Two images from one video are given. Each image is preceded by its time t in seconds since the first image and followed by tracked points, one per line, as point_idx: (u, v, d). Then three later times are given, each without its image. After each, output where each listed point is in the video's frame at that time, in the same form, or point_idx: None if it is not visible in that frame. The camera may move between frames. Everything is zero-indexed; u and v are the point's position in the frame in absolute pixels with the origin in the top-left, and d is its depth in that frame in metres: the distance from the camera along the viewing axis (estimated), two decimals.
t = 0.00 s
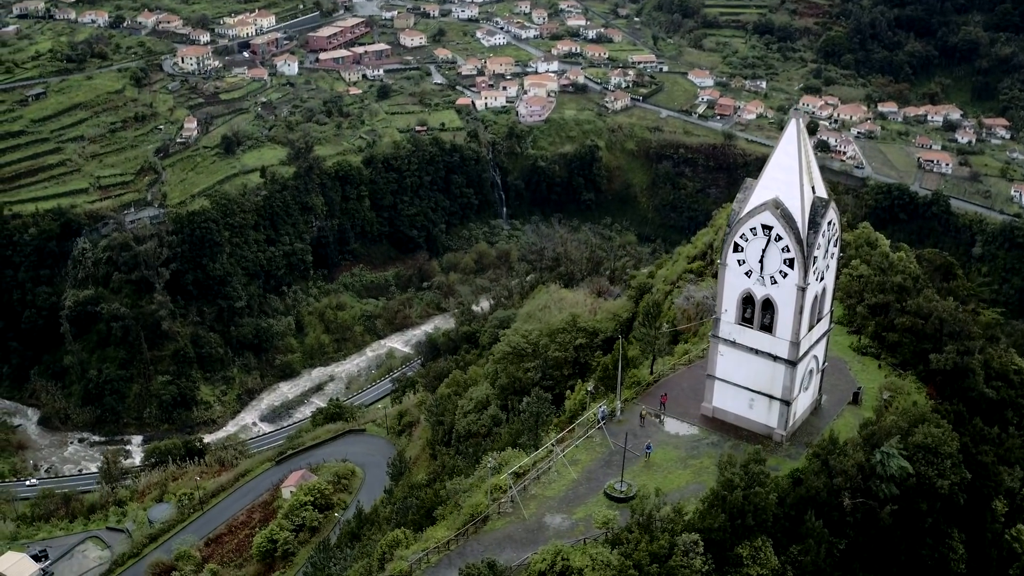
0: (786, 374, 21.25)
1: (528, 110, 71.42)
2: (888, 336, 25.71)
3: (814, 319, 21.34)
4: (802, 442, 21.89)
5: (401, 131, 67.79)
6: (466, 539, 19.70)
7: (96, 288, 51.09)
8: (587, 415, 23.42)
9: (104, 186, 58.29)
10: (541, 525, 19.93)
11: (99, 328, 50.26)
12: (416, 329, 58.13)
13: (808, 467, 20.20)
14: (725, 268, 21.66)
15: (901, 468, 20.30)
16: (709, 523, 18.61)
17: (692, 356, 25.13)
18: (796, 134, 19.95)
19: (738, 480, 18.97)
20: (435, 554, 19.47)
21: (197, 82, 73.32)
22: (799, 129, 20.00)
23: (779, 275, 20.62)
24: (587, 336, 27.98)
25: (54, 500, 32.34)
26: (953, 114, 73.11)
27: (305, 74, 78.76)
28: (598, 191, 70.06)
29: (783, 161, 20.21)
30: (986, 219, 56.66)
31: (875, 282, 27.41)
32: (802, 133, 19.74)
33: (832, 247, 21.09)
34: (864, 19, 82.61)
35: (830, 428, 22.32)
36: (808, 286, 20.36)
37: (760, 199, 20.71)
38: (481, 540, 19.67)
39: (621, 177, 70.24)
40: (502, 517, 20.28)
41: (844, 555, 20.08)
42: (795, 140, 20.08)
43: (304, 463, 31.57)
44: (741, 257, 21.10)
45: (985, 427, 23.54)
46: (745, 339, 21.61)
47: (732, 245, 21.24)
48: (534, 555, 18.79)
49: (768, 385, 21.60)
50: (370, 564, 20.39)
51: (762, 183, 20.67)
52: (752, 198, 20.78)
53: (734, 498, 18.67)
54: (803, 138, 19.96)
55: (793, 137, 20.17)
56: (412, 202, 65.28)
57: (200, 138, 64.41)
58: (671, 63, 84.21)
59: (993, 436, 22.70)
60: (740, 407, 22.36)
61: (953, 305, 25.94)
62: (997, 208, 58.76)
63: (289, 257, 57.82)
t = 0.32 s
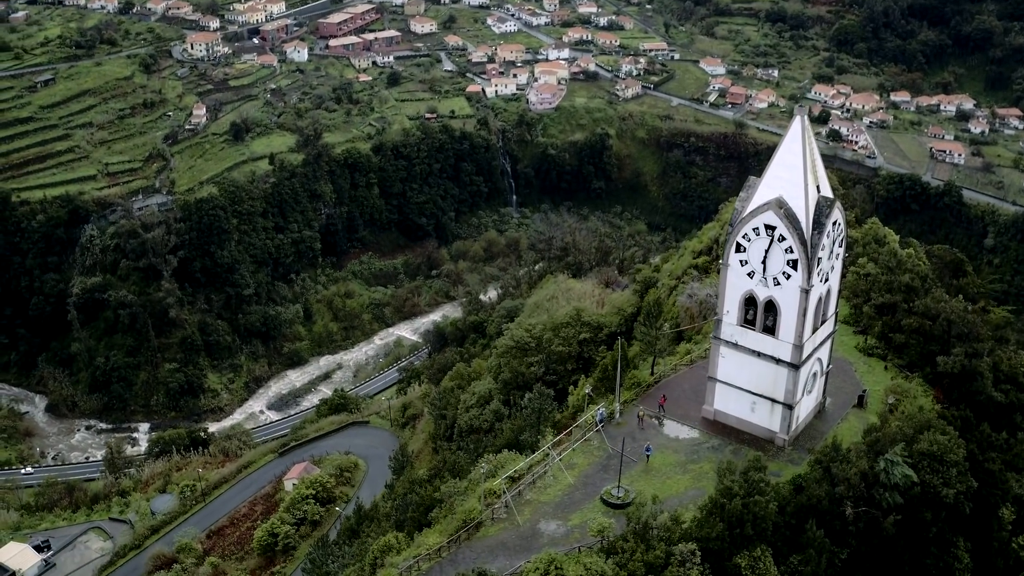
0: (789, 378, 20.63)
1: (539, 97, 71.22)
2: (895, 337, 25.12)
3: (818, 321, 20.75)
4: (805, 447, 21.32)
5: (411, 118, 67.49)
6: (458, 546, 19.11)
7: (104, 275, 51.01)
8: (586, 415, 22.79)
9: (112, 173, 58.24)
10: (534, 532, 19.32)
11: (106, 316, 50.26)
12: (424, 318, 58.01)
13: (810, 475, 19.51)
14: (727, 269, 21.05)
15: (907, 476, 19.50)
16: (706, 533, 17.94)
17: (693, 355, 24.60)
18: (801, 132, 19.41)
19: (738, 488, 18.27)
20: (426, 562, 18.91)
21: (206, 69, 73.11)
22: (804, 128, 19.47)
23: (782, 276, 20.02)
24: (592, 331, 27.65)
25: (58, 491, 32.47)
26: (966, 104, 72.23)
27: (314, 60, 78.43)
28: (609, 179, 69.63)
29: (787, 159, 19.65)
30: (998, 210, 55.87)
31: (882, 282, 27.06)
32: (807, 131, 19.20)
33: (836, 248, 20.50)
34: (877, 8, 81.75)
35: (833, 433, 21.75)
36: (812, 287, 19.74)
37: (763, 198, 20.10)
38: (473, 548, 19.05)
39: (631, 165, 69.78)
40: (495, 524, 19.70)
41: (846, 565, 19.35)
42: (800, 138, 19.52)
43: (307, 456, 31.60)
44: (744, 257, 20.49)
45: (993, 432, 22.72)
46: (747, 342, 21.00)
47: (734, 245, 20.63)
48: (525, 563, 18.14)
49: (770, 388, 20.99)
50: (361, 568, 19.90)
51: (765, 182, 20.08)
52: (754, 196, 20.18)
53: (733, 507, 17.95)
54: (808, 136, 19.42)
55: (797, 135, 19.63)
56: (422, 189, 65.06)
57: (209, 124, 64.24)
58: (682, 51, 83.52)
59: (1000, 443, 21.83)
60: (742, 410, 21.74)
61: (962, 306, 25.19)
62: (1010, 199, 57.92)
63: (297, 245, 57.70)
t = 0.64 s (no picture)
0: (792, 382, 20.34)
1: (549, 85, 70.56)
2: (902, 339, 24.78)
3: (822, 323, 20.41)
4: (808, 451, 21.06)
5: (420, 106, 67.20)
6: (450, 553, 18.63)
7: (112, 263, 50.92)
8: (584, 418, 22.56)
9: (120, 160, 58.22)
10: (529, 538, 18.93)
11: (113, 303, 50.27)
12: (433, 306, 57.87)
13: (812, 482, 18.96)
14: (730, 269, 20.72)
15: (911, 485, 18.94)
16: (705, 542, 17.43)
17: (697, 356, 24.42)
18: (806, 131, 18.92)
19: (737, 496, 17.82)
20: (417, 570, 18.36)
21: (215, 55, 72.92)
22: (809, 127, 18.96)
23: (785, 277, 19.67)
24: (596, 325, 27.42)
25: (62, 480, 32.52)
26: (979, 94, 71.40)
27: (324, 47, 78.14)
28: (619, 167, 69.24)
29: (791, 158, 19.18)
30: (1011, 201, 55.12)
31: (890, 281, 26.72)
32: (812, 130, 18.69)
33: (842, 249, 20.10)
34: None
35: (837, 438, 21.50)
36: (816, 291, 19.38)
37: (767, 198, 19.67)
38: (465, 556, 18.61)
39: (642, 154, 69.30)
40: (489, 530, 19.26)
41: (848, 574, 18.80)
42: (805, 137, 19.00)
43: (310, 448, 31.61)
44: (747, 258, 20.15)
45: (1001, 438, 22.19)
46: (750, 344, 20.72)
47: (737, 246, 20.27)
48: (518, 573, 17.73)
49: (773, 392, 20.73)
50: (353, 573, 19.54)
51: (770, 182, 19.64)
52: (758, 196, 19.77)
53: (732, 516, 17.46)
54: (814, 135, 18.99)
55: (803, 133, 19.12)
56: (431, 177, 64.84)
57: (218, 111, 64.09)
58: (694, 39, 82.91)
59: (1009, 450, 21.10)
60: (744, 413, 21.48)
61: (972, 307, 24.74)
62: None
63: (305, 233, 57.59)
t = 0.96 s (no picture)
0: (797, 386, 20.05)
1: (560, 73, 70.33)
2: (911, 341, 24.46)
3: (828, 326, 20.12)
4: (812, 457, 20.80)
5: (431, 93, 66.88)
6: (443, 561, 18.46)
7: (120, 250, 50.86)
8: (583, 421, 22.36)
9: (129, 146, 58.15)
10: (525, 545, 18.73)
11: (122, 291, 50.29)
12: (442, 295, 57.75)
13: (816, 491, 18.72)
14: (734, 270, 20.44)
15: (918, 494, 18.66)
16: (704, 553, 17.16)
17: (701, 357, 24.20)
18: (813, 130, 18.65)
19: (738, 506, 17.52)
20: None
21: (225, 42, 72.72)
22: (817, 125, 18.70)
23: (791, 279, 19.37)
24: (602, 320, 27.19)
25: (67, 470, 32.59)
26: (994, 84, 70.55)
27: (335, 34, 77.81)
28: (630, 155, 68.83)
29: (798, 157, 18.91)
30: None
31: (900, 281, 26.36)
32: (820, 129, 18.43)
33: (848, 251, 19.82)
34: None
35: (842, 443, 21.24)
36: (822, 293, 19.08)
37: (773, 198, 19.40)
38: (459, 564, 18.40)
39: (653, 143, 68.85)
40: (483, 537, 19.05)
41: None
42: (813, 136, 18.73)
43: (314, 440, 31.61)
44: (752, 260, 19.87)
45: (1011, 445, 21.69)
46: (754, 347, 20.44)
47: (742, 247, 19.99)
48: None
49: (777, 396, 20.46)
50: None
51: (775, 181, 19.37)
52: (763, 196, 19.50)
53: (732, 527, 17.18)
54: (821, 133, 18.64)
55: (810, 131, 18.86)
56: (441, 165, 64.61)
57: (227, 98, 63.94)
58: (706, 27, 82.26)
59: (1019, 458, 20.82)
60: (748, 417, 21.25)
61: (982, 309, 24.38)
62: None
63: (314, 221, 57.46)
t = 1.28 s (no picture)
0: (802, 391, 19.77)
1: (572, 60, 69.77)
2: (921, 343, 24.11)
3: (835, 330, 19.81)
4: (817, 464, 20.53)
5: (441, 80, 66.53)
6: (439, 568, 18.39)
7: (129, 237, 50.80)
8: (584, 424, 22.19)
9: (138, 133, 58.08)
10: (523, 551, 18.60)
11: (130, 278, 50.27)
12: (452, 283, 57.54)
13: (821, 501, 18.40)
14: (740, 271, 20.16)
15: (925, 505, 18.34)
16: (706, 563, 16.90)
17: (705, 359, 23.99)
18: (821, 130, 18.33)
19: (739, 516, 17.33)
20: None
21: (235, 28, 72.53)
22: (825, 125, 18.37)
23: (797, 283, 19.07)
24: (608, 316, 26.99)
25: (72, 460, 32.62)
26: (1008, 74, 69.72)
27: (345, 20, 77.50)
28: (641, 144, 68.38)
29: (805, 157, 18.59)
30: None
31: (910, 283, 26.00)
32: (827, 128, 18.10)
33: (856, 253, 19.49)
34: None
35: (847, 450, 20.97)
36: (829, 297, 18.77)
37: (779, 199, 19.09)
38: (455, 571, 18.32)
39: (664, 131, 68.37)
40: (479, 545, 18.91)
41: None
42: (821, 136, 18.41)
43: (318, 433, 31.61)
44: (757, 261, 19.59)
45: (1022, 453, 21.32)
46: (759, 350, 20.18)
47: (747, 248, 19.72)
48: None
49: (782, 401, 20.20)
50: None
51: (782, 181, 19.06)
52: (769, 196, 19.20)
53: (734, 537, 16.98)
54: (829, 132, 18.35)
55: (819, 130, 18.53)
56: (451, 153, 64.36)
57: (237, 85, 63.77)
58: (719, 15, 81.61)
59: None
60: (752, 422, 21.01)
61: (995, 312, 24.00)
62: None
63: (324, 208, 57.30)
